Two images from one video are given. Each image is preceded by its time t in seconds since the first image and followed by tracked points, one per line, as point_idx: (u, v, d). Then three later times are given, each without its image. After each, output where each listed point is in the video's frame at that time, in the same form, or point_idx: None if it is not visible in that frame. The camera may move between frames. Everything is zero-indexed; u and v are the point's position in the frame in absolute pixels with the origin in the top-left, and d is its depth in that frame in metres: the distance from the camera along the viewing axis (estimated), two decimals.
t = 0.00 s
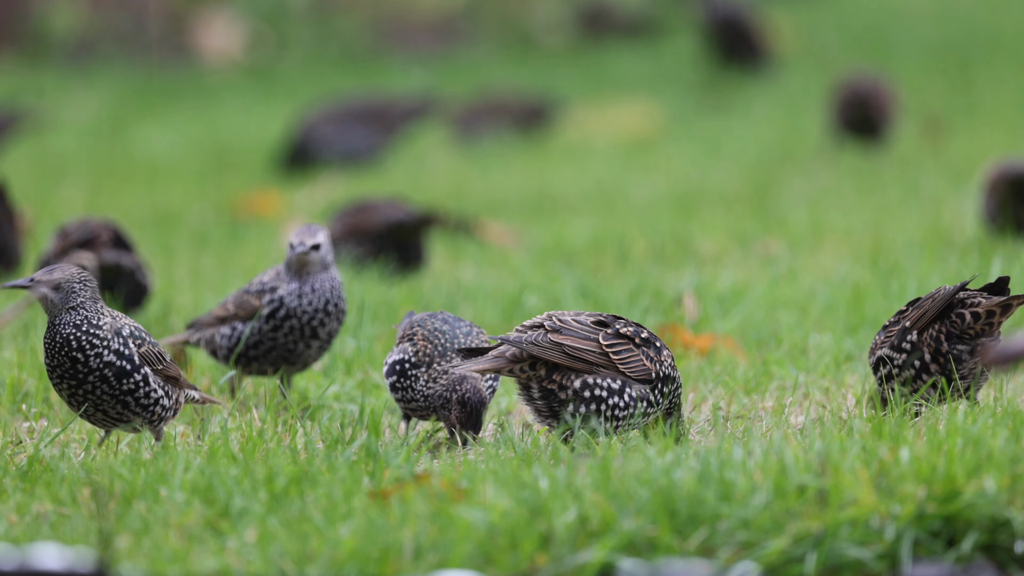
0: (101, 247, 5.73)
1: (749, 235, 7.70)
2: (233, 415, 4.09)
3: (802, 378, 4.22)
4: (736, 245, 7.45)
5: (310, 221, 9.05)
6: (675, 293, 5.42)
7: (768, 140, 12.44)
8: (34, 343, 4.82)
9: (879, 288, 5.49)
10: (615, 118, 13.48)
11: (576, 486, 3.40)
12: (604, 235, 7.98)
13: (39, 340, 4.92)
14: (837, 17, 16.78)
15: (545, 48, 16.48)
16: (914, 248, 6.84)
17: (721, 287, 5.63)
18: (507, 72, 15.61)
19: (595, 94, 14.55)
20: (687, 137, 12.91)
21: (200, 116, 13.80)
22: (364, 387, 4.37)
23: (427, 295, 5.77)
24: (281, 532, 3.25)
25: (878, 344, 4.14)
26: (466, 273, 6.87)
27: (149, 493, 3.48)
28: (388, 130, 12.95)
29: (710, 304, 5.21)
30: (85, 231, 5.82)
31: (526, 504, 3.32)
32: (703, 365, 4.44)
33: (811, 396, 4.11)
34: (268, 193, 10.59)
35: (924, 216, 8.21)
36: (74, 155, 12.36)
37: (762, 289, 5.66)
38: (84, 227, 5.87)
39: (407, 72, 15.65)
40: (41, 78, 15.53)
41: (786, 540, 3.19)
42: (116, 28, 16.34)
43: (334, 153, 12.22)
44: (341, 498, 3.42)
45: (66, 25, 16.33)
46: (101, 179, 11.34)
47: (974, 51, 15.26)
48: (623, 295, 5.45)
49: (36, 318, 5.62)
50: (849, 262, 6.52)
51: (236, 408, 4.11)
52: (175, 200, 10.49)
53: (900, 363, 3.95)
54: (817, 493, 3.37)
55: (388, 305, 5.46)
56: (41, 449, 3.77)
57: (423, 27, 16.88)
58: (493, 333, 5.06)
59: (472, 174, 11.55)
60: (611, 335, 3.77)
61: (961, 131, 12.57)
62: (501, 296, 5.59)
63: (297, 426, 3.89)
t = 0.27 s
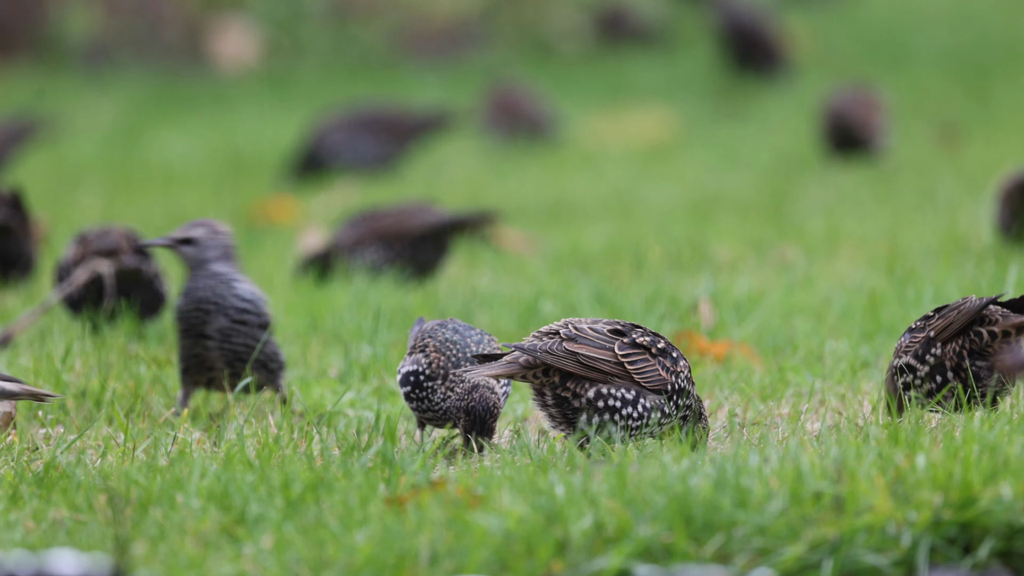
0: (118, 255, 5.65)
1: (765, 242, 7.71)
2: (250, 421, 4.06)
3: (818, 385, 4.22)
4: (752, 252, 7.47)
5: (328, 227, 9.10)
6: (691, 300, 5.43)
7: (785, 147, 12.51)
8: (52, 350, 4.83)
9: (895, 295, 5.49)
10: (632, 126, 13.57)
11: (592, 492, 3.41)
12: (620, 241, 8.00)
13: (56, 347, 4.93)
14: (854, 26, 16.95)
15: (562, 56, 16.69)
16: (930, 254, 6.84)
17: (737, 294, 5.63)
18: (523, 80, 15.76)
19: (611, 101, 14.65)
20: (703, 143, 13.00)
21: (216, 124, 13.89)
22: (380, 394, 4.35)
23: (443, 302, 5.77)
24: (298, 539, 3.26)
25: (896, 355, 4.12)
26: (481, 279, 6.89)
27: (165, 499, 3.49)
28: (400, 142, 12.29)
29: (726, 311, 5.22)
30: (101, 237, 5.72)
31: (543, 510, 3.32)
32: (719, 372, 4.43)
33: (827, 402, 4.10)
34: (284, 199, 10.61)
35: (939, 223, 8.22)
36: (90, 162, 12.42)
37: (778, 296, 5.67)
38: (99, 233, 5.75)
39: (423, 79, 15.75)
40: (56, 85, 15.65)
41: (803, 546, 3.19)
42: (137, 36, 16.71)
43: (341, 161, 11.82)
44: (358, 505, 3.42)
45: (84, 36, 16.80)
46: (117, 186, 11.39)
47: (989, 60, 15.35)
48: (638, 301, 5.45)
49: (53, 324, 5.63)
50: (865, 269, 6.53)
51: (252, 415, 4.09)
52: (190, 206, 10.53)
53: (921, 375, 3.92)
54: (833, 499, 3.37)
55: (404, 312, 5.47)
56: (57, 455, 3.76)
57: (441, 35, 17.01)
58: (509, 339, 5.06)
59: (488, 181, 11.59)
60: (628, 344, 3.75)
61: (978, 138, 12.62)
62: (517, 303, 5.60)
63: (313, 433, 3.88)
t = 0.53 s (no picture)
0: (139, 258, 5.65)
1: (784, 245, 7.73)
2: (268, 424, 4.06)
3: (837, 388, 4.21)
4: (771, 255, 7.47)
5: (347, 230, 9.14)
6: (709, 303, 5.43)
7: (803, 149, 12.57)
8: (72, 352, 4.84)
9: (913, 298, 5.49)
10: (651, 130, 13.66)
11: (611, 495, 3.41)
12: (638, 244, 8.02)
13: (77, 350, 4.94)
14: (874, 30, 17.14)
15: (583, 61, 16.89)
16: (949, 257, 6.83)
17: (756, 297, 5.63)
18: (542, 85, 15.93)
19: (629, 105, 14.78)
20: (721, 147, 13.07)
21: (233, 126, 13.96)
22: (398, 397, 4.35)
23: (462, 305, 5.77)
24: (316, 542, 3.26)
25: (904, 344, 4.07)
26: (498, 282, 6.90)
27: (183, 502, 3.49)
28: (387, 146, 12.50)
29: (744, 314, 5.22)
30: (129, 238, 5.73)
31: (561, 513, 3.32)
32: (738, 375, 4.43)
33: (846, 405, 4.10)
34: (303, 202, 10.63)
35: (957, 225, 8.22)
36: (110, 164, 12.48)
37: (796, 298, 5.67)
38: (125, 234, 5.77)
39: (443, 85, 16.02)
40: (75, 88, 15.75)
41: (822, 549, 3.19)
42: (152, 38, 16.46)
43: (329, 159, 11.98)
44: (376, 508, 3.42)
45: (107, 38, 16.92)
46: (136, 188, 11.45)
47: (1007, 63, 15.42)
48: (656, 304, 5.45)
49: (73, 327, 5.64)
50: (884, 272, 6.53)
51: (270, 418, 4.08)
52: (208, 208, 10.57)
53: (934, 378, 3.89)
54: (852, 502, 3.37)
55: (422, 315, 5.47)
56: (76, 459, 3.75)
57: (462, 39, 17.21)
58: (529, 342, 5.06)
59: (508, 183, 11.63)
60: (649, 347, 3.75)
61: (996, 141, 12.64)
62: (536, 305, 5.61)
63: (331, 436, 3.87)
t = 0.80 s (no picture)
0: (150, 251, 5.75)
1: (784, 245, 7.74)
2: (266, 424, 4.06)
3: (836, 388, 4.21)
4: (770, 254, 7.49)
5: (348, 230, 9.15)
6: (709, 303, 5.44)
7: (803, 148, 12.62)
8: (71, 352, 4.83)
9: (913, 298, 5.49)
10: (651, 131, 13.74)
11: (609, 495, 3.41)
12: (638, 243, 8.03)
13: (77, 350, 4.93)
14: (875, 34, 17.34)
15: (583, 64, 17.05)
16: (948, 256, 6.84)
17: (755, 297, 5.64)
18: (543, 87, 16.04)
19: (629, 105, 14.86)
20: (721, 146, 13.12)
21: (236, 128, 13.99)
22: (398, 396, 4.34)
23: (461, 305, 5.78)
24: (314, 542, 3.26)
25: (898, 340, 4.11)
26: (498, 282, 6.90)
27: (182, 501, 3.49)
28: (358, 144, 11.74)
29: (744, 315, 5.24)
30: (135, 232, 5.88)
31: (560, 513, 3.32)
32: (737, 374, 4.43)
33: (846, 405, 4.10)
34: (303, 201, 10.62)
35: (957, 225, 8.24)
36: (110, 164, 12.49)
37: (795, 298, 5.68)
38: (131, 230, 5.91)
39: (444, 86, 16.23)
40: (77, 91, 15.76)
41: (820, 549, 3.19)
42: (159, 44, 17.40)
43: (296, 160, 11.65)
44: (374, 507, 3.42)
45: (110, 36, 17.55)
46: (136, 187, 11.44)
47: (1008, 66, 15.52)
48: (656, 304, 5.46)
49: (71, 326, 5.63)
50: (883, 272, 6.54)
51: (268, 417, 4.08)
52: (208, 208, 10.56)
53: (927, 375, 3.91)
54: (850, 502, 3.38)
55: (422, 315, 5.47)
56: (74, 458, 3.74)
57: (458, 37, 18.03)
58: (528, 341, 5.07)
59: (508, 182, 11.60)
60: (645, 344, 3.73)
61: (996, 140, 12.69)
62: (535, 305, 5.61)
63: (330, 435, 3.87)
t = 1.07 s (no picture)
0: (88, 234, 5.80)
1: (752, 238, 7.72)
2: (233, 417, 4.06)
3: (803, 382, 4.22)
4: (738, 249, 7.49)
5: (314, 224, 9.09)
6: (677, 298, 5.45)
7: (773, 144, 12.60)
8: (35, 347, 4.81)
9: (881, 295, 5.51)
10: (619, 124, 13.75)
11: (577, 489, 3.41)
12: (607, 238, 8.01)
13: (41, 343, 4.91)
14: (848, 27, 17.17)
15: (551, 55, 16.92)
16: (916, 251, 6.87)
17: (724, 291, 5.65)
18: (512, 79, 15.83)
19: (599, 101, 14.77)
20: (691, 139, 13.08)
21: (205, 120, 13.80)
22: (365, 391, 4.34)
23: (429, 300, 5.77)
24: (282, 535, 3.25)
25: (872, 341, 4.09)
26: (466, 277, 6.89)
27: (149, 496, 3.48)
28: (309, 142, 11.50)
29: (712, 309, 5.24)
30: (69, 218, 5.92)
31: (528, 507, 3.32)
32: (705, 370, 4.44)
33: (813, 400, 4.10)
34: (270, 196, 10.55)
35: (926, 221, 8.27)
36: (76, 157, 12.32)
37: (764, 293, 5.69)
38: (65, 216, 5.93)
39: (413, 79, 15.96)
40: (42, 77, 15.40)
41: (787, 543, 3.19)
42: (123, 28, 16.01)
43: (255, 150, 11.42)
44: (342, 502, 3.42)
45: (72, 17, 16.11)
46: (103, 182, 11.31)
47: (980, 60, 15.51)
48: (624, 299, 5.46)
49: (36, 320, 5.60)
50: (851, 266, 6.56)
51: (236, 410, 4.09)
52: (176, 203, 10.47)
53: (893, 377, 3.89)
54: (818, 496, 3.37)
55: (390, 309, 5.47)
56: (41, 453, 3.74)
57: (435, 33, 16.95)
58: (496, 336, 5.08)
59: (475, 177, 11.59)
60: (616, 342, 3.76)
61: (965, 134, 12.72)
62: (503, 300, 5.62)
63: (298, 429, 3.88)
